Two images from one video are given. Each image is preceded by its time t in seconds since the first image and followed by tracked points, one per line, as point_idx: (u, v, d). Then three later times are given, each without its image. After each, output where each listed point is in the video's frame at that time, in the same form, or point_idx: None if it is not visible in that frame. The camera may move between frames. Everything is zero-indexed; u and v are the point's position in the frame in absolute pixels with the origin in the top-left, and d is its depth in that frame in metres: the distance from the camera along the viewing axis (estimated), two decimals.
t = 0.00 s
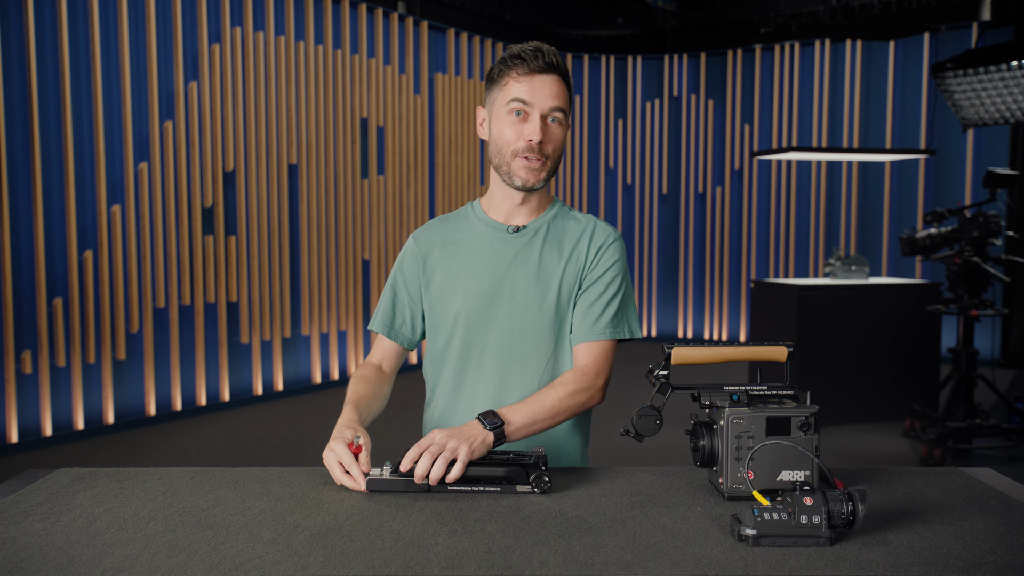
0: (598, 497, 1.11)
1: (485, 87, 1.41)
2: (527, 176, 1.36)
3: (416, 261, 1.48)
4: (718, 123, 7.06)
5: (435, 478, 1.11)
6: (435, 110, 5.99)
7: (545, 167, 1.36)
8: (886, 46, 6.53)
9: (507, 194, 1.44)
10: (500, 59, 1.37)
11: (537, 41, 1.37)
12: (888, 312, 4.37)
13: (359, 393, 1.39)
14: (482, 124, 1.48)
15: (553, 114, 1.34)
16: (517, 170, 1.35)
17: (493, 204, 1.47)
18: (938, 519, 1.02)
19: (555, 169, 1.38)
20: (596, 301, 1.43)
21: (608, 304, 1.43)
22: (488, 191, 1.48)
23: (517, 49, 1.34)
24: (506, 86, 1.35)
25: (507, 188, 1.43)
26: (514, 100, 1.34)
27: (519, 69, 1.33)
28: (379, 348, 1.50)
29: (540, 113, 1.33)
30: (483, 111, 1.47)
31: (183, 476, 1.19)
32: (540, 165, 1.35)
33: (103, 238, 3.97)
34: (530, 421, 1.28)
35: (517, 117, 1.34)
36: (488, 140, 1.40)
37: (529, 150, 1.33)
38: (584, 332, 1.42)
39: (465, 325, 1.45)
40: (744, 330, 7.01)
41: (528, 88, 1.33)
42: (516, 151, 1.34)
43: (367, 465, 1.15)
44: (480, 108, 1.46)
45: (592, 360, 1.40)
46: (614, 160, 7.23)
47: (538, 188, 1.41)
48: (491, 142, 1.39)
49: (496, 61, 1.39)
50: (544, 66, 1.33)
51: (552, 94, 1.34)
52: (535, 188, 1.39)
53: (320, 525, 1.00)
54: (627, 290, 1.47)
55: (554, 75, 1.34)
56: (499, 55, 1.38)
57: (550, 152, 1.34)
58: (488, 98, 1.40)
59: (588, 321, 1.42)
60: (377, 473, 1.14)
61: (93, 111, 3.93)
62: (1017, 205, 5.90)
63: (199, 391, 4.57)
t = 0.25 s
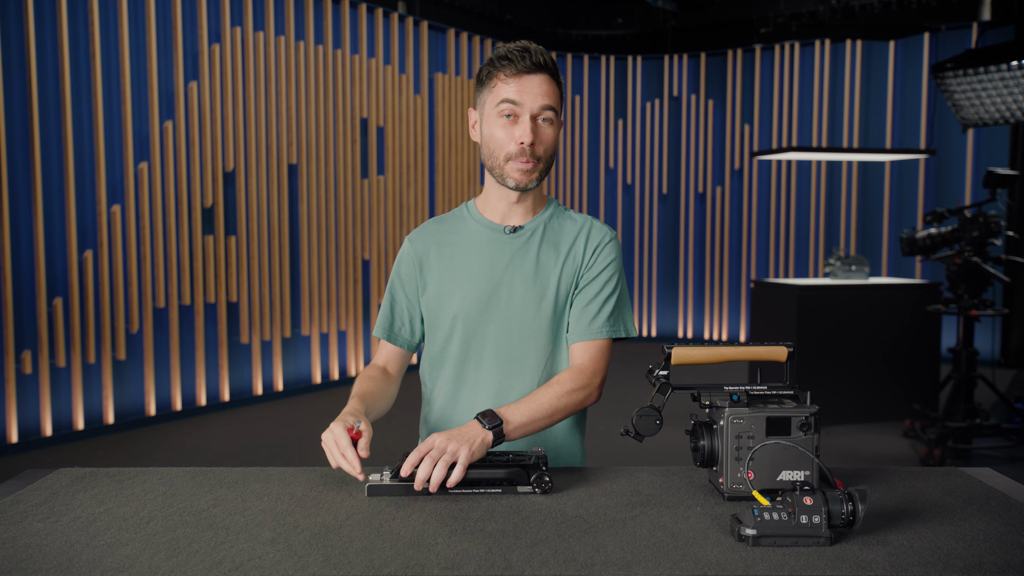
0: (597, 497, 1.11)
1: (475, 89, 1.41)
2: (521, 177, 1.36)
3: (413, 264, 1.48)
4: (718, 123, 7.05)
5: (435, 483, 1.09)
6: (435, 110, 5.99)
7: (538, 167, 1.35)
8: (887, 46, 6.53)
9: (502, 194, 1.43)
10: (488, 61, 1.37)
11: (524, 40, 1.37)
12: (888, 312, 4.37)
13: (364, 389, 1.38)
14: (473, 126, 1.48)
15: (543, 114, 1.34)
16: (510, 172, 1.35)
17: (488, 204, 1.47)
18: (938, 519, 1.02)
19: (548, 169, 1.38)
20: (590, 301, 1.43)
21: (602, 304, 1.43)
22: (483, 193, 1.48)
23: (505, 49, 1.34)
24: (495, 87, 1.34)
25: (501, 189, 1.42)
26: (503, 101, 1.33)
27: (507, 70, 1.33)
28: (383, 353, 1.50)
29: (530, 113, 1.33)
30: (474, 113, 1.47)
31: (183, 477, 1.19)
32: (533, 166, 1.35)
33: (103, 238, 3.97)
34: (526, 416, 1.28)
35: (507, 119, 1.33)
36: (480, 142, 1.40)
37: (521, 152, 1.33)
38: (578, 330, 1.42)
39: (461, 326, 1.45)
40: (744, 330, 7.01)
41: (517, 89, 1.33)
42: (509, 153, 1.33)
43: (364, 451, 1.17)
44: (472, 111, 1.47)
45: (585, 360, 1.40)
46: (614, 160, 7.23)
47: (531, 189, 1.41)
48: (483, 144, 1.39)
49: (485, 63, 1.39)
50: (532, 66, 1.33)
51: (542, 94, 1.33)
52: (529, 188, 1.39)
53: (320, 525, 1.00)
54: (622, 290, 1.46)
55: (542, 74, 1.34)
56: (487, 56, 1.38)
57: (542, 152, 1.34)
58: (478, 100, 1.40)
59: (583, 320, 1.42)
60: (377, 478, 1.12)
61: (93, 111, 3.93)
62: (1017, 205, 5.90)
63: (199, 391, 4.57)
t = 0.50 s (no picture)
0: (597, 497, 1.11)
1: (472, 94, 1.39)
2: (514, 191, 1.37)
3: (409, 264, 1.48)
4: (718, 123, 7.05)
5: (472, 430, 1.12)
6: (435, 110, 5.99)
7: (531, 182, 1.36)
8: (887, 46, 6.53)
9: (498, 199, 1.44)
10: (484, 69, 1.34)
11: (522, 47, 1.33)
12: (888, 312, 4.37)
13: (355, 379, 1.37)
14: (471, 128, 1.47)
15: (538, 130, 1.32)
16: (504, 185, 1.36)
17: (485, 205, 1.47)
18: (938, 519, 1.02)
19: (543, 181, 1.38)
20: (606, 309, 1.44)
21: (614, 310, 1.44)
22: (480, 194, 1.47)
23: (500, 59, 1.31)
24: (491, 100, 1.32)
25: (496, 195, 1.43)
26: (498, 115, 1.32)
27: (502, 84, 1.31)
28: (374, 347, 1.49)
29: (524, 129, 1.31)
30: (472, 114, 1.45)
31: (183, 476, 1.19)
32: (525, 181, 1.35)
33: (103, 238, 3.97)
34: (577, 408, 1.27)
35: (501, 133, 1.32)
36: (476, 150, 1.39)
37: (513, 167, 1.33)
38: (599, 341, 1.43)
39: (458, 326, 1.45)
40: (744, 330, 7.00)
41: (512, 105, 1.31)
42: (502, 167, 1.34)
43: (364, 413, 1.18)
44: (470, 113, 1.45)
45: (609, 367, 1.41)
46: (614, 160, 7.23)
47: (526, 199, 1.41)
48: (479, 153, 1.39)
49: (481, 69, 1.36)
50: (527, 80, 1.30)
51: (537, 108, 1.31)
52: (522, 199, 1.40)
53: (320, 525, 1.00)
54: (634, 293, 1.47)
55: (538, 87, 1.31)
56: (484, 62, 1.35)
57: (536, 168, 1.34)
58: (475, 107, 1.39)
59: (601, 329, 1.43)
60: (377, 479, 1.12)
61: (93, 111, 3.93)
62: (1017, 205, 5.90)
63: (199, 391, 4.57)
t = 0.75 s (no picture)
0: (597, 497, 1.11)
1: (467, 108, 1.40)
2: (507, 210, 1.38)
3: (410, 264, 1.46)
4: (718, 123, 7.05)
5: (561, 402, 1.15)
6: (435, 110, 5.99)
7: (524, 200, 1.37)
8: (886, 46, 6.53)
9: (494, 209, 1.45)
10: (476, 86, 1.34)
11: (515, 65, 1.33)
12: (888, 312, 4.37)
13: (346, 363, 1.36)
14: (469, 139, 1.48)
15: (529, 150, 1.32)
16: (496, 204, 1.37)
17: (486, 206, 1.47)
18: (938, 519, 1.02)
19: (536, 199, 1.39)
20: (618, 311, 1.50)
21: (622, 311, 1.51)
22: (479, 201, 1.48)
23: (492, 78, 1.32)
24: (482, 119, 1.33)
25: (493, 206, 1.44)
26: (490, 135, 1.33)
27: (492, 104, 1.31)
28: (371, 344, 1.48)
29: (515, 150, 1.32)
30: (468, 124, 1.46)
31: (183, 476, 1.19)
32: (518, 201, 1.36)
33: (103, 238, 3.97)
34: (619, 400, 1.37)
35: (493, 153, 1.34)
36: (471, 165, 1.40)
37: (505, 188, 1.34)
38: (616, 343, 1.50)
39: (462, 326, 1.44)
40: (744, 330, 7.00)
41: (503, 127, 1.31)
42: (494, 186, 1.35)
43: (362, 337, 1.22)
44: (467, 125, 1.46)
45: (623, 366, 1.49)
46: (614, 160, 7.23)
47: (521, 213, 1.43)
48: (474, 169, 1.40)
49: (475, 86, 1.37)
50: (518, 100, 1.30)
51: (528, 129, 1.31)
52: (517, 216, 1.41)
53: (320, 525, 1.00)
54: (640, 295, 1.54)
55: (530, 107, 1.31)
56: (475, 79, 1.35)
57: (528, 188, 1.35)
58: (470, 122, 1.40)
59: (617, 331, 1.51)
60: (377, 478, 1.12)
61: (93, 111, 3.93)
62: (1017, 205, 5.90)
63: (199, 391, 4.57)
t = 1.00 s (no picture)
0: (597, 497, 1.11)
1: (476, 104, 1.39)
2: (516, 207, 1.38)
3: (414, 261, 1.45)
4: (718, 123, 7.05)
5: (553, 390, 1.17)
6: (435, 110, 5.99)
7: (534, 199, 1.37)
8: (886, 46, 6.53)
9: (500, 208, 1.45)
10: (488, 83, 1.34)
11: (529, 65, 1.33)
12: (888, 312, 4.37)
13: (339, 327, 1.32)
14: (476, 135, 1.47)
15: (541, 150, 1.33)
16: (505, 200, 1.37)
17: (490, 206, 1.47)
18: (938, 519, 1.01)
19: (544, 197, 1.40)
20: (617, 313, 1.52)
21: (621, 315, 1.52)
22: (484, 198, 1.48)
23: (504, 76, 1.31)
24: (494, 117, 1.32)
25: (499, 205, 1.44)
26: (502, 134, 1.32)
27: (506, 103, 1.31)
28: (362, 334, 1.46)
29: (527, 149, 1.32)
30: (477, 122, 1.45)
31: (183, 477, 1.19)
32: (528, 199, 1.36)
33: (103, 238, 3.97)
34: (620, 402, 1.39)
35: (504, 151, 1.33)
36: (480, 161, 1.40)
37: (516, 186, 1.34)
38: (615, 344, 1.52)
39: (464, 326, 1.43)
40: (744, 330, 7.00)
41: (515, 126, 1.31)
42: (504, 184, 1.35)
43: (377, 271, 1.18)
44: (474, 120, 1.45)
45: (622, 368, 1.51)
46: (614, 160, 7.23)
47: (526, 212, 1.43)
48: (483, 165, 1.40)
49: (486, 82, 1.36)
50: (531, 100, 1.30)
51: (541, 130, 1.31)
52: (525, 214, 1.41)
53: (320, 525, 1.00)
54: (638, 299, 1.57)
55: (542, 108, 1.31)
56: (488, 76, 1.34)
57: (538, 186, 1.36)
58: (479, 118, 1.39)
59: (615, 333, 1.52)
60: (377, 478, 1.11)
61: (93, 111, 3.93)
62: (1017, 205, 5.90)
63: (199, 391, 4.57)
